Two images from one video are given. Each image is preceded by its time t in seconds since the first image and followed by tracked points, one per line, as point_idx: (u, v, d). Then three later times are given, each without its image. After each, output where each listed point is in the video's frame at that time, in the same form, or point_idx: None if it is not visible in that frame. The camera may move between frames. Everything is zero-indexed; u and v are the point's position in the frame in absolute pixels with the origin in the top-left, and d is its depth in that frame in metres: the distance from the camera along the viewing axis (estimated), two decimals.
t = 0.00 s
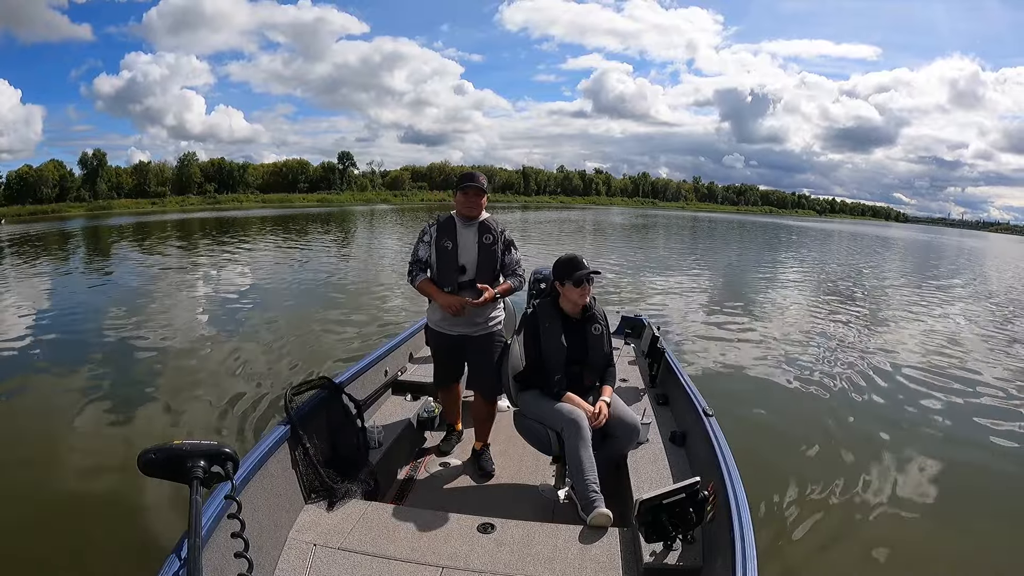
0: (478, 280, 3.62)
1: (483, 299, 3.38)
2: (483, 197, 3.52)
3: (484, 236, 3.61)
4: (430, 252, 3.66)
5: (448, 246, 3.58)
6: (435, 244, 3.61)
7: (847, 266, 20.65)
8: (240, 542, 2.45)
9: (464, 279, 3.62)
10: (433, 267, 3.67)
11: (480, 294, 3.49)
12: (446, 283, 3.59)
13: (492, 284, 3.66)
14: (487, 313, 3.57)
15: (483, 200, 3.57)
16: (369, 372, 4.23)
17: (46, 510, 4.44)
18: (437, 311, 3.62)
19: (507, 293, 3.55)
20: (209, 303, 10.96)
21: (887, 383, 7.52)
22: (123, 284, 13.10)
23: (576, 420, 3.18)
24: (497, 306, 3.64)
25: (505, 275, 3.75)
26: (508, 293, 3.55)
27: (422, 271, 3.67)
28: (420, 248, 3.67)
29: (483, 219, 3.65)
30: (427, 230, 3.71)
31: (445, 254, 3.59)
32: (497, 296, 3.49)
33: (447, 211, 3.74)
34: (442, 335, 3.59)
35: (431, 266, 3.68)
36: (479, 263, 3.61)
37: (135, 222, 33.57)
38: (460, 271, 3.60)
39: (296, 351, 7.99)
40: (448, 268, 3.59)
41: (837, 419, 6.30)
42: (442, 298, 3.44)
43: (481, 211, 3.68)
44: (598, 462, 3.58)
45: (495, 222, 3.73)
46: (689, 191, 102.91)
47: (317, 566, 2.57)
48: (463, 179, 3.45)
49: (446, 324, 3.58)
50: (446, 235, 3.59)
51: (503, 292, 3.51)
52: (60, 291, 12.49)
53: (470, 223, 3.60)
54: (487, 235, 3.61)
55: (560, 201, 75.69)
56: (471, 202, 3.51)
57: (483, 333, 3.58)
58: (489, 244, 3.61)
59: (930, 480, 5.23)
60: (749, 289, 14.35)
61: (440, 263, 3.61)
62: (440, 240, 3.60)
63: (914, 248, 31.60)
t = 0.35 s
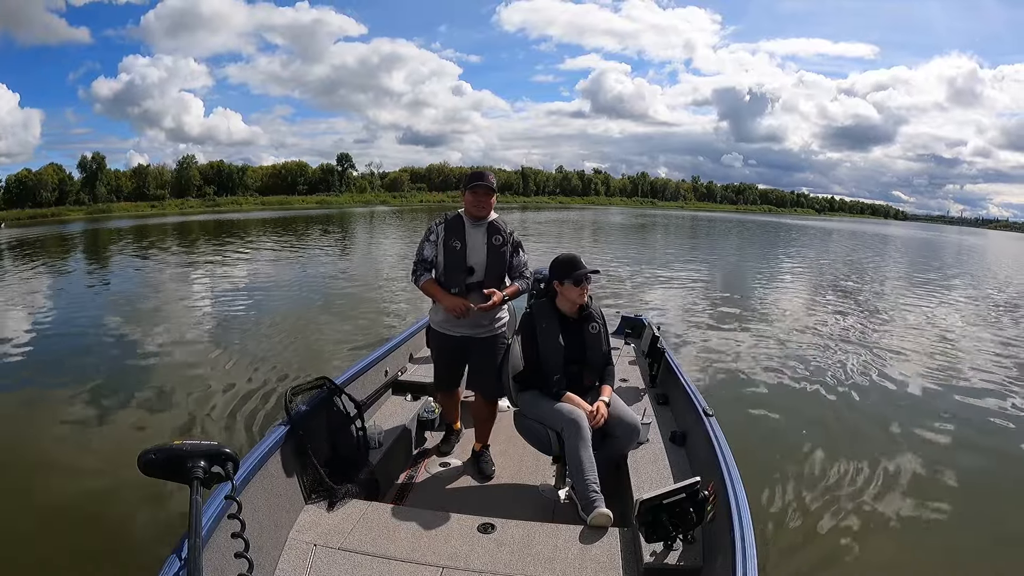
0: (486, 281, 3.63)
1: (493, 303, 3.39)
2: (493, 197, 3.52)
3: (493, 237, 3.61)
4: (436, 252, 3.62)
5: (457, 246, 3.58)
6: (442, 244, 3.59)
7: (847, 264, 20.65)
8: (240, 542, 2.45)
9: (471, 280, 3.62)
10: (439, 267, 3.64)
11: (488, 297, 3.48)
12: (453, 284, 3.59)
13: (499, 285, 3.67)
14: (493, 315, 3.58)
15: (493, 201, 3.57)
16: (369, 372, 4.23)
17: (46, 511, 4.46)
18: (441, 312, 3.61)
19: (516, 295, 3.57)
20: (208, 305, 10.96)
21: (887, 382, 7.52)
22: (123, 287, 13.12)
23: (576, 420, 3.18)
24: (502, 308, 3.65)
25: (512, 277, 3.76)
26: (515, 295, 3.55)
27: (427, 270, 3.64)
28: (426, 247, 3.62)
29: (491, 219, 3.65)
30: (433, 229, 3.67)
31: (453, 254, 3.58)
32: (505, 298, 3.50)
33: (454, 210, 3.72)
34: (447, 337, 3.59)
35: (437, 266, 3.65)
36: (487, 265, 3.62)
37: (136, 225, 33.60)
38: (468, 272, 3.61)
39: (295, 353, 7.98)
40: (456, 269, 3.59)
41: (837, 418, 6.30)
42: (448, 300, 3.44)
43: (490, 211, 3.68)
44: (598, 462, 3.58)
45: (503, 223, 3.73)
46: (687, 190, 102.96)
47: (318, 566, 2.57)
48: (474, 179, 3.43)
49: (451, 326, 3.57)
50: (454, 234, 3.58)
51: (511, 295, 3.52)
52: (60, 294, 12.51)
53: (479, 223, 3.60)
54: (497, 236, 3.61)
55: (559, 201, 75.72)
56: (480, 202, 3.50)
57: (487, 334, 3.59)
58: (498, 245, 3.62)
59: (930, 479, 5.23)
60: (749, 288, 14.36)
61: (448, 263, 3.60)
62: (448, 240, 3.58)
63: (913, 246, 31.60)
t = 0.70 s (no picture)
0: (488, 281, 3.63)
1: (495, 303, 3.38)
2: (502, 198, 3.54)
3: (499, 237, 3.63)
4: (440, 247, 3.63)
5: (462, 243, 3.59)
6: (447, 239, 3.60)
7: (847, 262, 20.63)
8: (240, 542, 2.45)
9: (473, 278, 3.62)
10: (441, 263, 3.65)
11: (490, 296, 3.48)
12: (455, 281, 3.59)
13: (501, 286, 3.68)
14: (492, 316, 3.58)
15: (501, 201, 3.59)
16: (368, 372, 4.24)
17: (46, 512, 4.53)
18: (440, 308, 3.60)
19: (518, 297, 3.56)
20: (208, 310, 10.97)
21: (887, 379, 7.52)
22: (123, 292, 13.13)
23: (576, 420, 3.19)
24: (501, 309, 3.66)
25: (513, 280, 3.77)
26: (517, 297, 3.52)
27: (429, 264, 3.63)
28: (429, 241, 3.63)
29: (499, 220, 3.67)
30: (439, 224, 3.68)
31: (457, 251, 3.59)
32: (507, 299, 3.49)
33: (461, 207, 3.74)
34: (444, 333, 3.58)
35: (439, 261, 3.66)
36: (491, 265, 3.63)
37: (136, 231, 33.58)
38: (471, 270, 3.61)
39: (295, 357, 7.99)
40: (459, 266, 3.59)
41: (838, 415, 6.30)
42: (446, 294, 3.43)
43: (497, 212, 3.70)
44: (598, 462, 3.59)
45: (509, 224, 3.75)
46: (686, 189, 103.01)
47: (318, 566, 2.57)
48: (484, 177, 3.45)
49: (450, 323, 3.56)
50: (460, 231, 3.60)
51: (514, 296, 3.52)
52: (60, 300, 12.52)
53: (486, 222, 3.61)
54: (502, 237, 3.63)
55: (558, 202, 75.72)
56: (489, 202, 3.52)
57: (486, 335, 3.59)
58: (504, 246, 3.63)
59: (931, 476, 5.22)
60: (749, 287, 14.35)
61: (451, 259, 3.61)
62: (453, 236, 3.59)
63: (913, 243, 31.58)
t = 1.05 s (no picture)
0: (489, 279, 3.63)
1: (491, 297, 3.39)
2: (503, 196, 3.52)
3: (499, 236, 3.62)
4: (441, 246, 3.63)
5: (463, 241, 3.59)
6: (448, 238, 3.60)
7: (847, 263, 20.61)
8: (240, 542, 2.45)
9: (474, 277, 3.62)
10: (442, 262, 3.65)
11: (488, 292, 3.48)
12: (455, 279, 3.60)
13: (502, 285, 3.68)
14: (492, 315, 3.58)
15: (502, 200, 3.58)
16: (368, 372, 4.24)
17: (47, 511, 4.52)
18: (440, 306, 3.60)
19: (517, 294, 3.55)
20: (208, 309, 10.97)
21: (887, 380, 7.51)
22: (123, 291, 13.13)
23: (576, 420, 3.19)
24: (501, 308, 3.65)
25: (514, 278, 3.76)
26: (517, 295, 3.51)
27: (430, 262, 3.64)
28: (431, 240, 3.63)
29: (500, 219, 3.66)
30: (441, 222, 3.67)
31: (459, 249, 3.60)
32: (506, 295, 3.49)
33: (463, 206, 3.73)
34: (444, 332, 3.58)
35: (440, 260, 3.65)
36: (491, 263, 3.63)
37: (136, 230, 33.53)
38: (472, 268, 3.61)
39: (295, 356, 7.99)
40: (460, 265, 3.59)
41: (837, 416, 6.30)
42: (449, 293, 3.43)
43: (499, 211, 3.70)
44: (599, 462, 3.59)
45: (510, 223, 3.75)
46: (686, 190, 103.02)
47: (318, 566, 2.57)
48: (485, 175, 3.43)
49: (449, 320, 3.56)
50: (461, 230, 3.60)
51: (513, 293, 3.51)
52: (60, 299, 12.52)
53: (488, 221, 3.61)
54: (503, 235, 3.63)
55: (557, 203, 75.73)
56: (491, 201, 3.52)
57: (486, 334, 3.59)
58: (504, 244, 3.63)
59: (930, 477, 5.22)
60: (749, 288, 14.35)
61: (452, 258, 3.61)
62: (455, 235, 3.59)
63: (913, 244, 31.51)
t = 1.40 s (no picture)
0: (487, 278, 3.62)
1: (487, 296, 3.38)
2: (497, 194, 3.52)
3: (495, 234, 3.62)
4: (438, 247, 3.63)
5: (459, 241, 3.58)
6: (444, 239, 3.60)
7: (846, 264, 20.62)
8: (240, 542, 2.45)
9: (472, 276, 3.61)
10: (440, 263, 3.65)
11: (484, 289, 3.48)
12: (454, 279, 3.58)
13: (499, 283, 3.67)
14: (490, 313, 3.56)
15: (496, 197, 3.57)
16: (368, 372, 4.23)
17: (47, 510, 4.49)
18: (439, 306, 3.60)
19: (514, 291, 3.54)
20: (208, 307, 10.95)
21: (886, 381, 7.52)
22: (123, 288, 13.13)
23: (576, 420, 3.18)
24: (499, 307, 3.64)
25: (512, 276, 3.75)
26: (514, 291, 3.51)
27: (428, 265, 3.65)
28: (427, 242, 3.64)
29: (494, 216, 3.66)
30: (436, 224, 3.68)
31: (455, 249, 3.58)
32: (502, 293, 3.48)
33: (458, 207, 3.73)
34: (444, 332, 3.57)
35: (438, 261, 3.66)
36: (488, 261, 3.62)
37: (136, 227, 33.53)
38: (469, 267, 3.60)
39: (295, 354, 7.98)
40: (456, 265, 3.58)
41: (838, 417, 6.28)
42: (447, 294, 3.43)
43: (493, 208, 3.69)
44: (599, 463, 3.58)
45: (505, 221, 3.74)
46: (686, 190, 103.04)
47: (318, 566, 2.57)
48: (478, 174, 3.43)
49: (449, 320, 3.56)
50: (456, 229, 3.59)
51: (509, 290, 3.50)
52: (60, 295, 12.51)
53: (482, 219, 3.61)
54: (499, 233, 3.62)
55: (557, 202, 75.73)
56: (484, 199, 3.51)
57: (485, 333, 3.58)
58: (500, 242, 3.62)
59: (931, 479, 5.21)
60: (748, 288, 14.36)
61: (449, 258, 3.60)
62: (450, 235, 3.59)
63: (913, 246, 31.52)
